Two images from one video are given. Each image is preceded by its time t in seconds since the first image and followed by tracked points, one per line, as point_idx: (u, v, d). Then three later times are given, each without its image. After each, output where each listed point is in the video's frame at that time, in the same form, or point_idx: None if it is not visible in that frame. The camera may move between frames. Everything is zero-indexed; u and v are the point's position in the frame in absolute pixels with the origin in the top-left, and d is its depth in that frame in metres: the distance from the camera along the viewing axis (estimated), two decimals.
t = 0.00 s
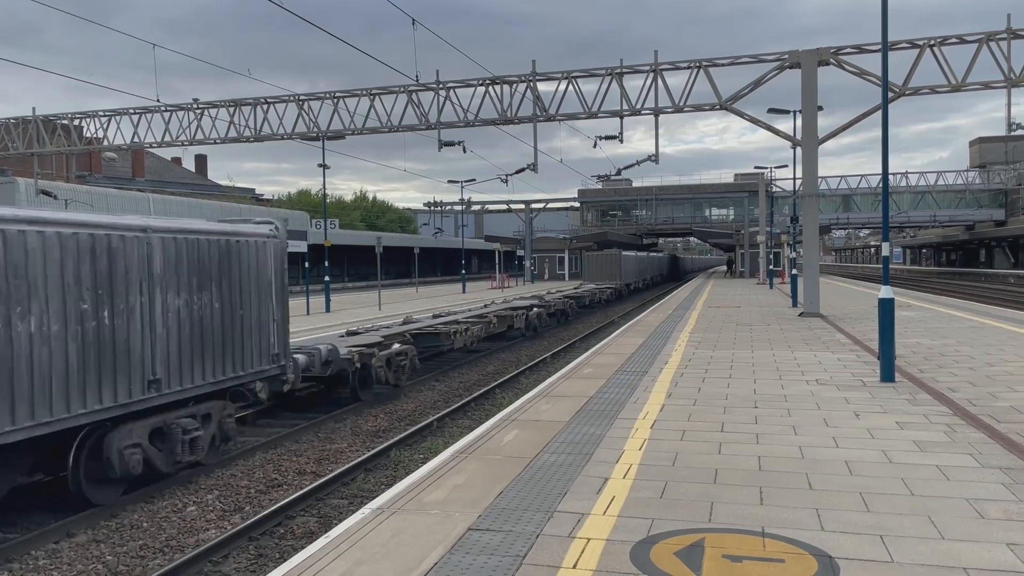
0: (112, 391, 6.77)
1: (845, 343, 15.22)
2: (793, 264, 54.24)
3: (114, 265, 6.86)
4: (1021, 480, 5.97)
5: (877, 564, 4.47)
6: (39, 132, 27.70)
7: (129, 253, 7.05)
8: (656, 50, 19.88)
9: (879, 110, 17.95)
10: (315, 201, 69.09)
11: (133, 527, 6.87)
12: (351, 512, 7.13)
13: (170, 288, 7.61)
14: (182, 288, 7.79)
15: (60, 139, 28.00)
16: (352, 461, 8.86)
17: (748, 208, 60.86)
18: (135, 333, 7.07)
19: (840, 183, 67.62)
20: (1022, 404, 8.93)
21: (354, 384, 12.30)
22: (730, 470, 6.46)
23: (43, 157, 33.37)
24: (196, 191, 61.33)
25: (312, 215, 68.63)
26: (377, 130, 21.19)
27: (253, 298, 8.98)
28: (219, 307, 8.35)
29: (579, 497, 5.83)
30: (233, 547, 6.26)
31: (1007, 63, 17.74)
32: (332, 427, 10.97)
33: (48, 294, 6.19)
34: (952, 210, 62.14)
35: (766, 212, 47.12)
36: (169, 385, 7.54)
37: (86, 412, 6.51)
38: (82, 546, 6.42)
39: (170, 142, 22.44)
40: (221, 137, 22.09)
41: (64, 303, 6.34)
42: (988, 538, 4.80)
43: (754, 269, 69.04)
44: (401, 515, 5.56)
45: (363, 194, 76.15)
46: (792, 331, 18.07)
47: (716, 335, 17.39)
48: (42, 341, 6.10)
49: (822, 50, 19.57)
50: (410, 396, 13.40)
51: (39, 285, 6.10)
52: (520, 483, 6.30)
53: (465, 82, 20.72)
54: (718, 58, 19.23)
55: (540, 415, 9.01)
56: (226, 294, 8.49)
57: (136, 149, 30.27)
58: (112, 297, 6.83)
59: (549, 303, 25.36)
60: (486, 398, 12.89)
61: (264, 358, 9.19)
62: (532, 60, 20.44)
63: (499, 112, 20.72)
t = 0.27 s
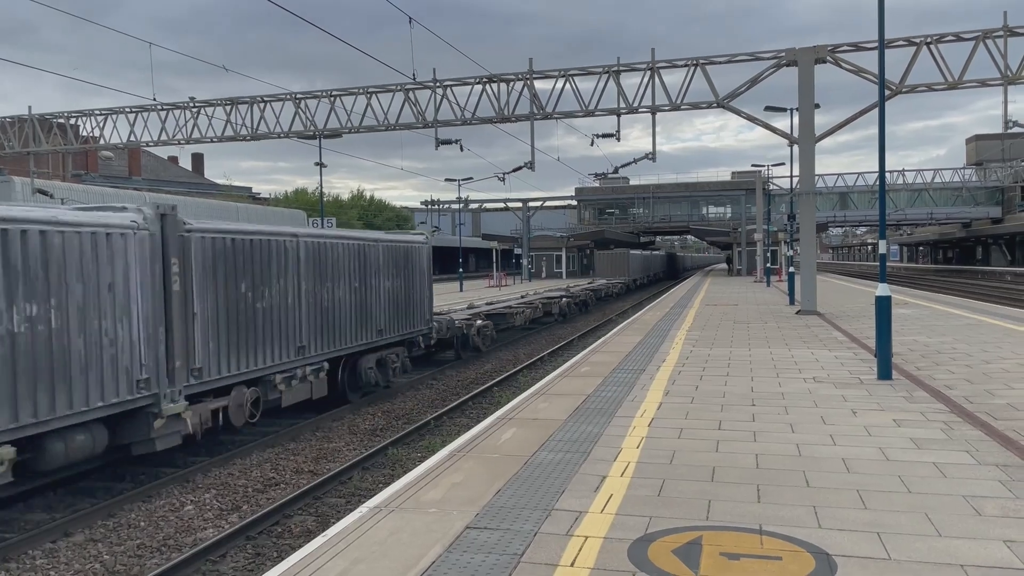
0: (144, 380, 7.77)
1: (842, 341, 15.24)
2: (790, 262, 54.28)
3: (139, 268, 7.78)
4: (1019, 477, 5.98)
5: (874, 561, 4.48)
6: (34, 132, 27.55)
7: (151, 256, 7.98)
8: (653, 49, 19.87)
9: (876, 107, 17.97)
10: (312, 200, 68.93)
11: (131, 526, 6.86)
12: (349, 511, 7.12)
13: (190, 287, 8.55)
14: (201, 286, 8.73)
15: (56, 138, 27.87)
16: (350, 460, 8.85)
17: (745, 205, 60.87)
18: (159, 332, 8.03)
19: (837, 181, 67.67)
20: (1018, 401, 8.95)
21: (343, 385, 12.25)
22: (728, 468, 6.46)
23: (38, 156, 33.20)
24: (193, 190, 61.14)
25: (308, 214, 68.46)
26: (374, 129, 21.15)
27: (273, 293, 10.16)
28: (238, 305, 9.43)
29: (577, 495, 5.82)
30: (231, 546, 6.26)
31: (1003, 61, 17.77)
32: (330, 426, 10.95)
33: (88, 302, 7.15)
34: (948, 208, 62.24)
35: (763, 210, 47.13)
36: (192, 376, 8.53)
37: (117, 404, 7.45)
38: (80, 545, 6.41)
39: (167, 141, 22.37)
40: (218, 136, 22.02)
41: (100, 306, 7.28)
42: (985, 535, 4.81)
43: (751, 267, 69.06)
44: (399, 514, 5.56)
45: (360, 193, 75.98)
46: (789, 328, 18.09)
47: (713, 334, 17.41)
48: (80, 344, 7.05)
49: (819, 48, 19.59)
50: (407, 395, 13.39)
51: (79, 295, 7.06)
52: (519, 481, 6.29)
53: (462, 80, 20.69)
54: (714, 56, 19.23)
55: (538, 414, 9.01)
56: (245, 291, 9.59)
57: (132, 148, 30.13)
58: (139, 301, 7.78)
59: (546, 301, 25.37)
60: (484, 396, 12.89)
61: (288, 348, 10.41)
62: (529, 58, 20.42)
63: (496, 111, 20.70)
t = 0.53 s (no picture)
0: (161, 373, 8.10)
1: (839, 338, 15.25)
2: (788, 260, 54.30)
3: (156, 266, 8.10)
4: (1016, 475, 5.99)
5: (871, 558, 4.48)
6: (31, 131, 27.49)
7: (168, 253, 8.31)
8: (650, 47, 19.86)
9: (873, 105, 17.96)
10: (309, 199, 68.80)
11: (129, 525, 6.86)
12: (346, 509, 7.13)
13: (202, 283, 8.90)
14: (213, 282, 9.09)
15: (52, 136, 27.81)
16: (348, 459, 8.85)
17: (742, 203, 60.88)
18: (174, 327, 8.36)
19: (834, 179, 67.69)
20: (1015, 398, 8.97)
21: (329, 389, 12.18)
22: (725, 466, 6.47)
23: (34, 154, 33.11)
24: (190, 189, 60.97)
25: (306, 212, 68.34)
26: (371, 128, 21.13)
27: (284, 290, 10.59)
28: (249, 302, 9.82)
29: (575, 493, 5.83)
30: (229, 545, 6.25)
31: (1000, 58, 17.78)
32: (328, 424, 10.96)
33: (112, 300, 7.45)
34: (946, 206, 62.29)
35: (761, 208, 47.14)
36: (203, 371, 8.87)
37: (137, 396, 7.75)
38: (78, 544, 6.40)
39: (163, 140, 22.33)
40: (215, 134, 21.99)
41: (124, 304, 7.60)
42: (982, 532, 4.82)
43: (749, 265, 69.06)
44: (397, 513, 5.56)
45: (357, 191, 75.84)
46: (786, 326, 18.10)
47: (711, 331, 17.42)
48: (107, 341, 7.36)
49: (816, 46, 19.58)
50: (404, 394, 13.39)
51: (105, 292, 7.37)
52: (516, 479, 6.30)
53: (459, 79, 20.68)
54: (712, 54, 19.22)
55: (536, 412, 9.02)
56: (257, 287, 10.01)
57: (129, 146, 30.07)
58: (154, 299, 8.06)
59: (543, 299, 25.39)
60: (481, 394, 12.90)
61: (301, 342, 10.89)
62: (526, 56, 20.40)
63: (493, 109, 20.69)
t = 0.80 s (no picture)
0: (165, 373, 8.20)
1: (837, 336, 15.27)
2: (785, 258, 54.32)
3: (159, 268, 8.19)
4: (1013, 472, 6.01)
5: (869, 555, 4.49)
6: (27, 130, 27.43)
7: (171, 255, 8.39)
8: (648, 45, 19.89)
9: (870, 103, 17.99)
10: (307, 198, 68.77)
11: (127, 525, 6.85)
12: (345, 508, 7.13)
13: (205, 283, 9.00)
14: (216, 282, 9.21)
15: (50, 135, 27.80)
16: (345, 458, 8.84)
17: (740, 201, 60.92)
18: (178, 328, 8.47)
19: (832, 177, 67.74)
20: (1013, 395, 8.98)
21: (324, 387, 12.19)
22: (723, 464, 6.48)
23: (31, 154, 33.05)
24: (187, 188, 60.89)
25: (303, 211, 68.34)
26: (368, 127, 21.15)
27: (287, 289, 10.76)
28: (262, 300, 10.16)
29: (573, 491, 5.83)
30: (227, 545, 6.25)
31: (997, 56, 17.81)
32: (325, 423, 10.96)
33: (115, 303, 7.53)
34: (944, 203, 62.33)
35: (758, 207, 47.16)
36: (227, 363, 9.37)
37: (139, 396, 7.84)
38: (75, 544, 6.40)
39: (161, 139, 22.34)
40: (212, 133, 21.99)
41: (127, 306, 7.69)
42: (979, 529, 4.83)
43: (747, 263, 69.11)
44: (395, 511, 5.56)
45: (355, 190, 75.83)
46: (784, 324, 18.12)
47: (709, 330, 17.44)
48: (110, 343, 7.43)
49: (813, 44, 19.61)
50: (401, 393, 13.39)
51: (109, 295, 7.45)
52: (514, 478, 6.30)
53: (457, 77, 20.69)
54: (709, 53, 19.25)
55: (534, 410, 9.04)
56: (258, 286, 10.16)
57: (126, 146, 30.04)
58: (178, 298, 8.49)
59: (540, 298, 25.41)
60: (480, 393, 12.92)
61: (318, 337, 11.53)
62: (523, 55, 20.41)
63: (490, 107, 20.70)
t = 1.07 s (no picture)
0: (167, 371, 8.31)
1: (835, 334, 15.29)
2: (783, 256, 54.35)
3: (166, 267, 8.38)
4: (1011, 469, 6.02)
5: (867, 553, 4.50)
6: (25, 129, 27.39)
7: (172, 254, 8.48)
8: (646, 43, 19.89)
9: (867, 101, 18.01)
10: (305, 197, 68.73)
11: (125, 524, 6.84)
12: (343, 507, 7.13)
13: (206, 282, 9.10)
14: (218, 280, 9.31)
15: (48, 135, 27.76)
16: (344, 457, 8.84)
17: (738, 199, 60.96)
18: (180, 325, 8.57)
19: (830, 175, 67.77)
20: (1010, 393, 9.00)
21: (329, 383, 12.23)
22: (722, 462, 6.49)
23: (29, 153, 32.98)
24: (185, 187, 60.80)
25: (302, 210, 68.28)
26: (366, 126, 21.14)
27: (292, 288, 10.88)
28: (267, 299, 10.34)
29: (571, 490, 5.84)
30: (225, 544, 6.25)
31: (994, 54, 17.84)
32: (323, 422, 10.94)
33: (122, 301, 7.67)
34: (941, 201, 62.38)
35: (756, 205, 47.14)
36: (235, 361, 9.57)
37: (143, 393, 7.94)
38: (73, 544, 6.38)
39: (159, 138, 22.32)
40: (210, 132, 21.97)
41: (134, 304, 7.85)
42: (976, 526, 4.85)
43: (745, 262, 69.15)
44: (394, 510, 5.56)
45: (353, 189, 75.78)
46: (783, 322, 18.14)
47: (707, 328, 17.45)
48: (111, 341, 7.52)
49: (811, 42, 19.63)
50: (400, 391, 13.41)
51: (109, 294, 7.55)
52: (513, 476, 6.30)
53: (455, 76, 20.68)
54: (706, 51, 19.27)
55: (533, 409, 9.04)
56: (262, 285, 10.27)
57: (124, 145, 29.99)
58: (184, 297, 8.68)
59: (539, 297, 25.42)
60: (478, 392, 12.92)
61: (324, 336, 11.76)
62: (521, 53, 20.41)
63: (488, 106, 20.69)
